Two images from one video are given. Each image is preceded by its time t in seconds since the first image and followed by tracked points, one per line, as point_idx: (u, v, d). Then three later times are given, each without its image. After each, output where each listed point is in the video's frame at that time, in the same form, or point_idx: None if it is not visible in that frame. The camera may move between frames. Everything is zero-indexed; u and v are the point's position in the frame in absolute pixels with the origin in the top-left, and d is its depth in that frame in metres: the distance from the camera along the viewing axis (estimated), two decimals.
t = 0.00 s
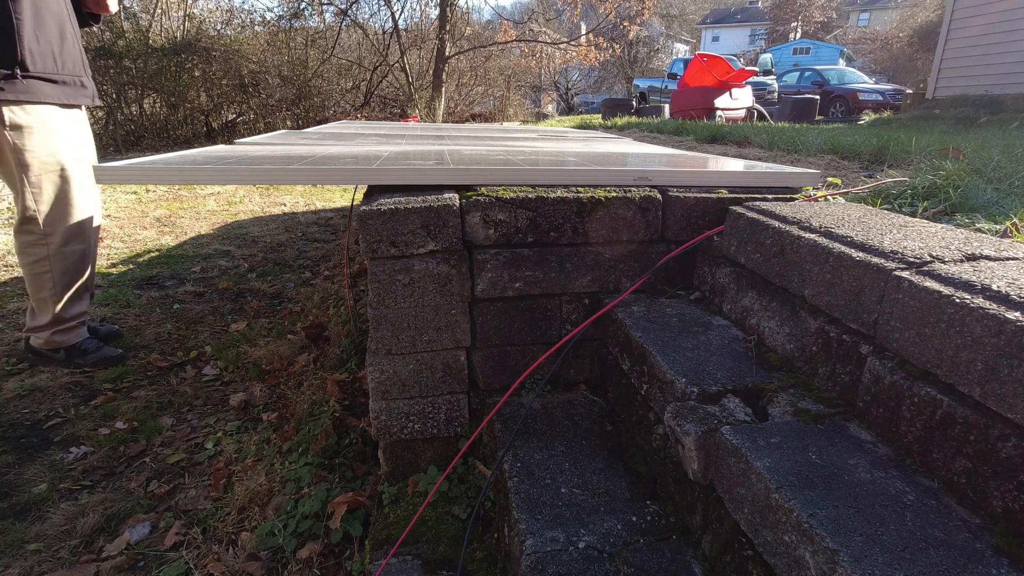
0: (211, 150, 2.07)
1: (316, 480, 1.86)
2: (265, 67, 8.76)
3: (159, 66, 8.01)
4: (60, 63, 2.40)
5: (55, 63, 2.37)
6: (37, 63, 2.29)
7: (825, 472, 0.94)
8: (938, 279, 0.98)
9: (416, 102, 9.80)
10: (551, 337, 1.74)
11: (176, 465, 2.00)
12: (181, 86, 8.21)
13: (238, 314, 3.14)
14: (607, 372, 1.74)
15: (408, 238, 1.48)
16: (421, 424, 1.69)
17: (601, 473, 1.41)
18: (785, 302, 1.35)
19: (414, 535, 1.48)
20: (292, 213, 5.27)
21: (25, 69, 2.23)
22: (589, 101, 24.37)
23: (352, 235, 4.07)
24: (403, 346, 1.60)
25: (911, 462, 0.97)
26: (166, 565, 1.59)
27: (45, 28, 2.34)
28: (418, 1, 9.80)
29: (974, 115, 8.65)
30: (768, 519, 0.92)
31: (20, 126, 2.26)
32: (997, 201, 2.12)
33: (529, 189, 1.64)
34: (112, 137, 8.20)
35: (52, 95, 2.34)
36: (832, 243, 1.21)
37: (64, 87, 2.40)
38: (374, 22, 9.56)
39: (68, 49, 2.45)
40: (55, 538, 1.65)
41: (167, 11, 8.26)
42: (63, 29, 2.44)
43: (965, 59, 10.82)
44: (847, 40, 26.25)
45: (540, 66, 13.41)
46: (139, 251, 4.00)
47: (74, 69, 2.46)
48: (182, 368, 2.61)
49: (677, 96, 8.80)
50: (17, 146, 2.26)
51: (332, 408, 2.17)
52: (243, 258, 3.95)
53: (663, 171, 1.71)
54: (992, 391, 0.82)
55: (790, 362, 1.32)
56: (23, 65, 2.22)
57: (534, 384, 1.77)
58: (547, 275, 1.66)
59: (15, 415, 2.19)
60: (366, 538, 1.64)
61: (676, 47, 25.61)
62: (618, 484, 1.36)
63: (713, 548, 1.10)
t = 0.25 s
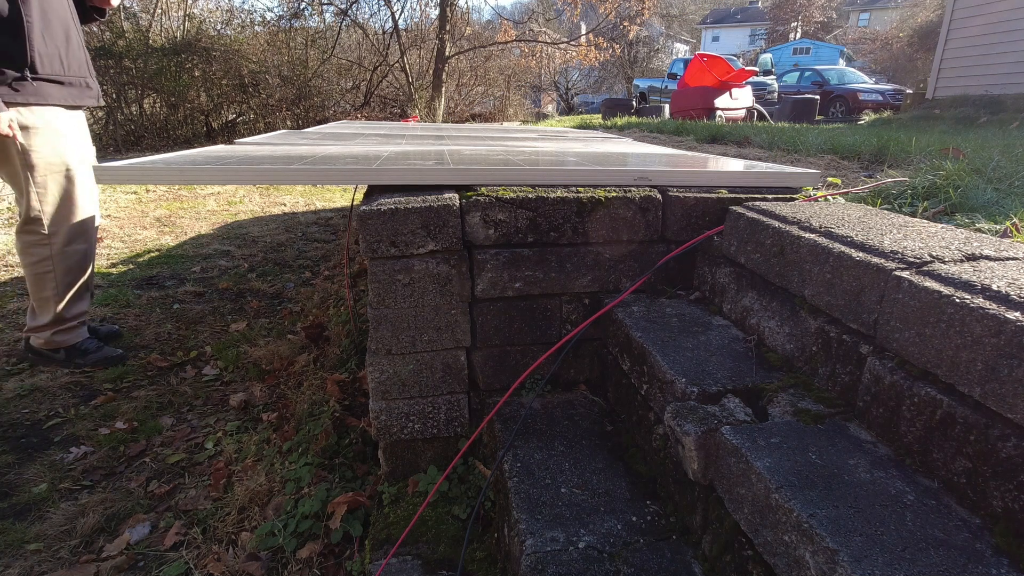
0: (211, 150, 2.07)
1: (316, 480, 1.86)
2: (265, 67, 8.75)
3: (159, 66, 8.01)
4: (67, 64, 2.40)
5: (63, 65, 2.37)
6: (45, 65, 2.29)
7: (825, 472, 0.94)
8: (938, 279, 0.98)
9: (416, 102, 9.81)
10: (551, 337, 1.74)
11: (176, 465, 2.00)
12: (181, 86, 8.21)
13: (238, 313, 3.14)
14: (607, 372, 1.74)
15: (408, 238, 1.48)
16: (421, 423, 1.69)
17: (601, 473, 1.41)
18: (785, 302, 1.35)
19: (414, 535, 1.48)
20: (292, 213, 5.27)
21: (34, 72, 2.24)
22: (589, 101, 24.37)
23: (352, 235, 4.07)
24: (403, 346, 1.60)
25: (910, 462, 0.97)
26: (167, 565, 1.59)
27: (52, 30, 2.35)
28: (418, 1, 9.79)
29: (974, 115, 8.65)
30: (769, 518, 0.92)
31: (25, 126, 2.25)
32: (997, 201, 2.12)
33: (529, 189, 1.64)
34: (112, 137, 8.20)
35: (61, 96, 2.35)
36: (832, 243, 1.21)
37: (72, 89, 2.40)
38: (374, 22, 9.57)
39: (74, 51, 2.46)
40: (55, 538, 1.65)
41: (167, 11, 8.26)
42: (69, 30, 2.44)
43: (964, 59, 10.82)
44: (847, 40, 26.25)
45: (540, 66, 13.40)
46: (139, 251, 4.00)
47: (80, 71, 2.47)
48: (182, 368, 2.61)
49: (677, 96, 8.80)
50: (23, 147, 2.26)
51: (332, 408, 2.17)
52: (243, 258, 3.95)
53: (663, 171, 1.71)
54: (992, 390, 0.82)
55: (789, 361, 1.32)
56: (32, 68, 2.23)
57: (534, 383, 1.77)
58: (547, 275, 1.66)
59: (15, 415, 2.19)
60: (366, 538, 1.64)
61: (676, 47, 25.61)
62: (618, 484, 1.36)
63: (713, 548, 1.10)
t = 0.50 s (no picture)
0: (211, 150, 2.07)
1: (316, 480, 1.86)
2: (265, 67, 8.75)
3: (159, 66, 8.01)
4: (66, 65, 2.40)
5: (61, 66, 2.37)
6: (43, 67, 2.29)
7: (825, 472, 0.94)
8: (938, 279, 0.98)
9: (416, 102, 9.81)
10: (551, 337, 1.74)
11: (176, 465, 2.00)
12: (181, 86, 8.21)
13: (238, 313, 3.14)
14: (607, 372, 1.74)
15: (408, 238, 1.48)
16: (421, 424, 1.69)
17: (601, 473, 1.41)
18: (785, 302, 1.35)
19: (414, 535, 1.48)
20: (292, 213, 5.27)
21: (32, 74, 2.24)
22: (589, 101, 24.38)
23: (352, 235, 4.07)
24: (403, 346, 1.60)
25: (911, 462, 0.97)
26: (166, 565, 1.59)
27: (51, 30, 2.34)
28: (418, 1, 9.79)
29: (974, 115, 8.65)
30: (769, 518, 0.92)
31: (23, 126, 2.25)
32: (998, 201, 2.12)
33: (529, 189, 1.64)
34: (112, 137, 8.20)
35: (60, 98, 2.35)
36: (832, 243, 1.21)
37: (71, 90, 2.40)
38: (374, 22, 9.57)
39: (73, 52, 2.45)
40: (55, 538, 1.65)
41: (167, 11, 8.26)
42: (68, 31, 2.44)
43: (964, 59, 10.82)
44: (847, 40, 26.25)
45: (539, 67, 13.41)
46: (139, 251, 4.00)
47: (79, 72, 2.47)
48: (182, 368, 2.61)
49: (677, 96, 8.80)
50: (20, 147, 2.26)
51: (332, 408, 2.17)
52: (243, 258, 3.95)
53: (663, 170, 1.71)
54: (992, 391, 0.82)
55: (790, 362, 1.32)
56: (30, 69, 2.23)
57: (534, 383, 1.77)
58: (547, 275, 1.66)
59: (15, 415, 2.19)
60: (366, 538, 1.64)
61: (676, 47, 25.61)
62: (618, 484, 1.36)
63: (713, 548, 1.10)
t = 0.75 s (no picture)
0: (211, 150, 2.07)
1: (316, 480, 1.86)
2: (265, 67, 8.75)
3: (159, 66, 8.01)
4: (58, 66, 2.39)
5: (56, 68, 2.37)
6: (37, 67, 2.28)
7: (825, 472, 0.94)
8: (939, 279, 0.98)
9: (416, 102, 9.81)
10: (551, 337, 1.74)
11: (176, 465, 2.00)
12: (181, 86, 8.21)
13: (238, 313, 3.14)
14: (607, 372, 1.74)
15: (408, 238, 1.48)
16: (421, 424, 1.69)
17: (601, 473, 1.41)
18: (785, 302, 1.35)
19: (414, 535, 1.48)
20: (292, 213, 5.27)
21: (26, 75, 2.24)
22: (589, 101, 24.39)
23: (352, 235, 4.07)
24: (403, 346, 1.60)
25: (911, 462, 0.97)
26: (166, 565, 1.59)
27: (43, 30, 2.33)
28: (418, 1, 9.79)
29: (974, 115, 8.65)
30: (768, 518, 0.92)
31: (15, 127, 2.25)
32: (998, 201, 2.12)
33: (529, 189, 1.64)
34: (112, 137, 8.20)
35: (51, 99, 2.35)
36: (832, 243, 1.21)
37: (62, 92, 2.40)
38: (374, 23, 9.58)
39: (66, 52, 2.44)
40: (55, 538, 1.65)
41: (167, 11, 8.26)
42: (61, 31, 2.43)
43: (965, 59, 10.82)
44: (847, 40, 26.25)
45: (539, 67, 13.41)
46: (139, 251, 4.00)
47: (72, 73, 2.46)
48: (182, 368, 2.61)
49: (677, 96, 8.80)
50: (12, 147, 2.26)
51: (332, 408, 2.17)
52: (243, 258, 3.95)
53: (663, 171, 1.71)
54: (992, 391, 0.82)
55: (790, 362, 1.32)
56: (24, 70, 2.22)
57: (534, 383, 1.77)
58: (547, 275, 1.66)
59: (15, 415, 2.19)
60: (366, 538, 1.64)
61: (676, 47, 25.61)
62: (618, 484, 1.36)
63: (713, 548, 1.10)
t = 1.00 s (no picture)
0: (211, 150, 2.07)
1: (316, 480, 1.86)
2: (265, 67, 8.75)
3: (159, 66, 8.01)
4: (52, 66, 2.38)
5: (50, 68, 2.36)
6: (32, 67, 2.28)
7: (825, 472, 0.94)
8: (938, 279, 0.98)
9: (416, 102, 9.81)
10: (551, 337, 1.74)
11: (176, 465, 2.00)
12: (181, 86, 8.21)
13: (238, 313, 3.14)
14: (607, 372, 1.74)
15: (408, 238, 1.48)
16: (421, 424, 1.69)
17: (601, 473, 1.41)
18: (785, 302, 1.35)
19: (414, 535, 1.48)
20: (292, 213, 5.27)
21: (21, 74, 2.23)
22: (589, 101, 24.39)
23: (352, 235, 4.07)
24: (403, 346, 1.60)
25: (911, 462, 0.97)
26: (166, 565, 1.59)
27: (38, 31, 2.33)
28: (418, 1, 9.79)
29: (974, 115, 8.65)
30: (769, 518, 0.92)
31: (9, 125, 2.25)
32: (997, 201, 2.12)
33: (529, 189, 1.64)
34: (112, 137, 8.19)
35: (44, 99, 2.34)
36: (832, 243, 1.21)
37: (55, 92, 2.39)
38: (374, 22, 9.58)
39: (60, 52, 2.44)
40: (55, 538, 1.65)
41: (167, 11, 8.26)
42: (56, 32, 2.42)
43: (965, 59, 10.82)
44: (847, 40, 26.25)
45: (539, 67, 13.42)
46: (139, 251, 4.00)
47: (66, 74, 2.45)
48: (182, 368, 2.61)
49: (677, 96, 8.80)
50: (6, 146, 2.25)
51: (332, 408, 2.17)
52: (243, 258, 3.95)
53: (664, 171, 1.71)
54: (992, 391, 0.82)
55: (790, 362, 1.32)
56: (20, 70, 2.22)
57: (534, 383, 1.77)
58: (547, 275, 1.66)
59: (15, 415, 2.19)
60: (366, 538, 1.64)
61: (676, 47, 25.61)
62: (618, 484, 1.36)
63: (713, 548, 1.10)
